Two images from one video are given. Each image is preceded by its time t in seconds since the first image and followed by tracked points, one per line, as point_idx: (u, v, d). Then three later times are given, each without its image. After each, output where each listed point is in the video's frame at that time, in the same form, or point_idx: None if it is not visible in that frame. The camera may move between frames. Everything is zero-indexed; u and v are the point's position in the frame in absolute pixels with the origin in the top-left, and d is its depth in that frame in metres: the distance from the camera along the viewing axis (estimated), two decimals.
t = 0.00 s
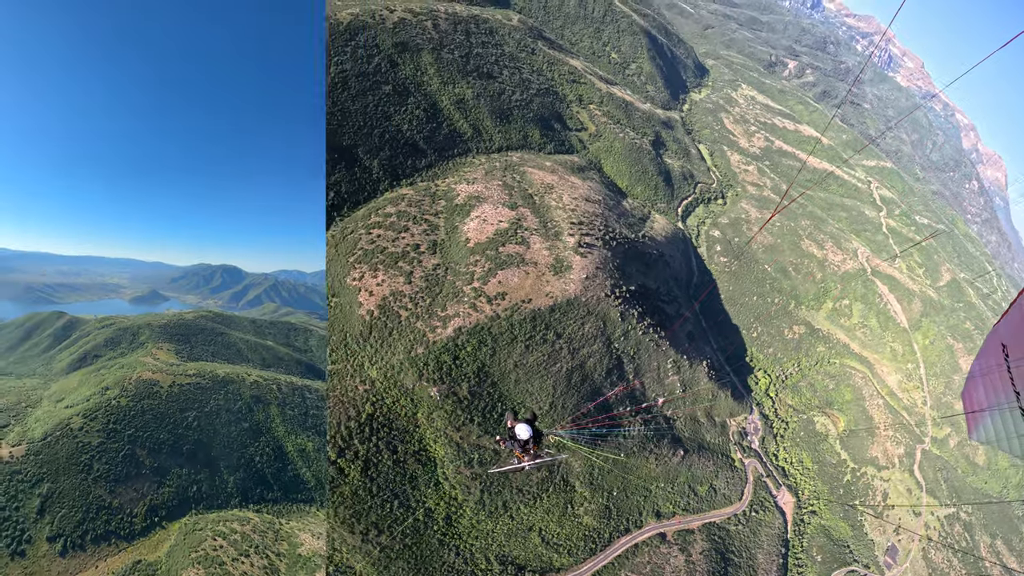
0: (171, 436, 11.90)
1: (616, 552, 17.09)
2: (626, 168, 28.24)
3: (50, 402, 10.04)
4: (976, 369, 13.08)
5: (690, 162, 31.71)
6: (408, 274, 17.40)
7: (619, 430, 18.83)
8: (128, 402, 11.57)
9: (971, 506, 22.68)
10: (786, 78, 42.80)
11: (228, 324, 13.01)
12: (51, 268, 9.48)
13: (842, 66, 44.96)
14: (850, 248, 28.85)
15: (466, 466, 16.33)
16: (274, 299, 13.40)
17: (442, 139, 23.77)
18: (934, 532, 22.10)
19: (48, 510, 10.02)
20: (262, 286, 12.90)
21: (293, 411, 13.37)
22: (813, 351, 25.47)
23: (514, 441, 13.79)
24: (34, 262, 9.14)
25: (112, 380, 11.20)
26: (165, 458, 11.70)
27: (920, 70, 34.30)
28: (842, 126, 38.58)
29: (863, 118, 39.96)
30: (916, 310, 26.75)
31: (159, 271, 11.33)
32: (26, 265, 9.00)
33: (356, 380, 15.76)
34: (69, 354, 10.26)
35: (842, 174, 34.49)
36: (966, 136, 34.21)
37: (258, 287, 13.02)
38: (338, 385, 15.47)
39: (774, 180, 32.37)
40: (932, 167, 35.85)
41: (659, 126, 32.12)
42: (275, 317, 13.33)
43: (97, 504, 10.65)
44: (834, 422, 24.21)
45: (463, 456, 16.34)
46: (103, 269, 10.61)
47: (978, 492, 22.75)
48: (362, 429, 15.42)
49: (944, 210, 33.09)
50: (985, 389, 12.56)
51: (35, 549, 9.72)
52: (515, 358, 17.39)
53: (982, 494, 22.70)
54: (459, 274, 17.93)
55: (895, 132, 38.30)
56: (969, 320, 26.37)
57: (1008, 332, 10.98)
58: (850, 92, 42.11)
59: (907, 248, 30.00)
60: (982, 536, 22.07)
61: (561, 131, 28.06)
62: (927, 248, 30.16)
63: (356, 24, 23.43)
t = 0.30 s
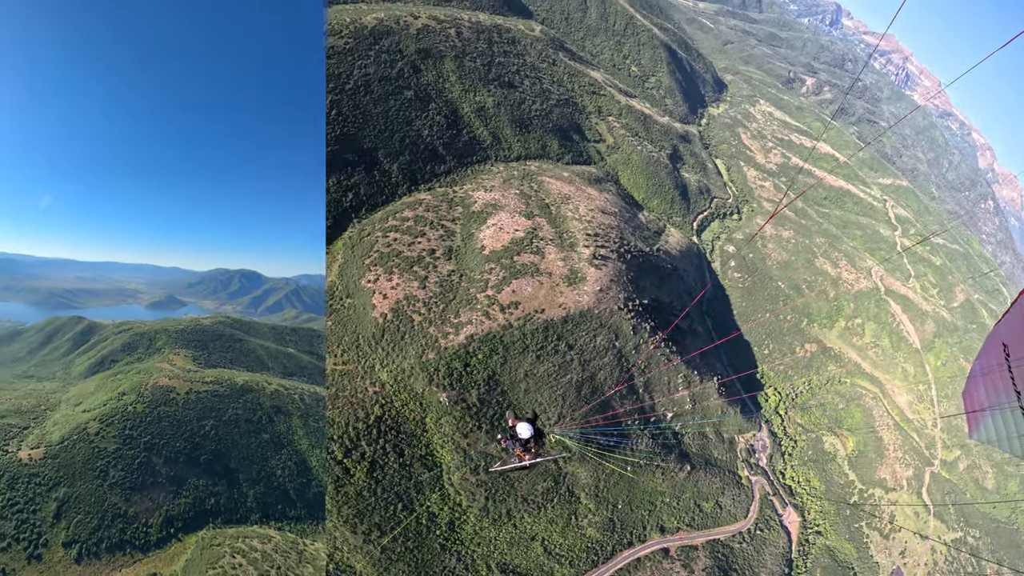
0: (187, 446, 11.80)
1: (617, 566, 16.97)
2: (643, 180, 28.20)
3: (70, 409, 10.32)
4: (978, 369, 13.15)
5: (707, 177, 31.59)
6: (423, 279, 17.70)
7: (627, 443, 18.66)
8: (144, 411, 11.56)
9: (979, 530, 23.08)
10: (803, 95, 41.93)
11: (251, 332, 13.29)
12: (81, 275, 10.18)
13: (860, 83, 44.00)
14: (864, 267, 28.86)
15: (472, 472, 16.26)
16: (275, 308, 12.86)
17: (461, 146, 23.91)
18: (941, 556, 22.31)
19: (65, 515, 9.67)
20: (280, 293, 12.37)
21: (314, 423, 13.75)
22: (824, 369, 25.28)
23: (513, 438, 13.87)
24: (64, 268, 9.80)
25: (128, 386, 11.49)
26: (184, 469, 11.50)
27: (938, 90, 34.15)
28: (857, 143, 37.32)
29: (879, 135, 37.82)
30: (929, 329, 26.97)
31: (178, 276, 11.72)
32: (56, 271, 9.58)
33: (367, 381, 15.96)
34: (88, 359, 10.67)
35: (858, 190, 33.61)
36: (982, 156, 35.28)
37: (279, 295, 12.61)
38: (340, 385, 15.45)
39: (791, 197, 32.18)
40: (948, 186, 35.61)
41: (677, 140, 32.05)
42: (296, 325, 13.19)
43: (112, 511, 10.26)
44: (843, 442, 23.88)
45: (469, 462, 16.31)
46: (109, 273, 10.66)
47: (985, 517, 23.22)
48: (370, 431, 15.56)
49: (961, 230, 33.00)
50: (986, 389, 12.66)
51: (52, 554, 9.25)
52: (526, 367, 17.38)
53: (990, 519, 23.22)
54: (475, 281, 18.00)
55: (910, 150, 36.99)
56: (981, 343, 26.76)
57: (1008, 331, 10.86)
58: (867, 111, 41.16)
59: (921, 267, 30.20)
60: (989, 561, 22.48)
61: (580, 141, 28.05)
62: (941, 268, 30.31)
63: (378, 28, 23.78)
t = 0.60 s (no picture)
0: (204, 454, 12.46)
1: None
2: (656, 194, 28.20)
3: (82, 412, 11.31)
4: (979, 368, 12.95)
5: (721, 193, 31.49)
6: (435, 284, 17.93)
7: (632, 456, 18.30)
8: (160, 417, 12.23)
9: (982, 556, 23.10)
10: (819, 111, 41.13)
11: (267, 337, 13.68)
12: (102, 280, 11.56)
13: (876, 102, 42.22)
14: (875, 287, 28.77)
15: (474, 479, 16.22)
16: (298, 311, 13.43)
17: (478, 153, 24.00)
18: None
19: (79, 520, 10.78)
20: (302, 297, 13.08)
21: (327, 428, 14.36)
22: (832, 389, 25.32)
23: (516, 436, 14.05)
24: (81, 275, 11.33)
25: (144, 391, 12.12)
26: (202, 477, 12.17)
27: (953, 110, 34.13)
28: (872, 163, 37.20)
29: (893, 155, 38.04)
30: (938, 352, 26.80)
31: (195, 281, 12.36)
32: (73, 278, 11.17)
33: (373, 382, 16.11)
34: (104, 364, 11.68)
35: (869, 210, 33.38)
36: (995, 177, 34.19)
37: (299, 300, 13.31)
38: (345, 386, 15.79)
39: (804, 215, 31.75)
40: (962, 207, 34.82)
41: (692, 154, 31.95)
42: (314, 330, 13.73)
43: (126, 519, 11.07)
44: (848, 463, 23.82)
45: (472, 469, 16.25)
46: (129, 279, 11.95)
47: (989, 542, 23.44)
48: (374, 432, 15.60)
49: (973, 251, 32.40)
50: (986, 388, 12.52)
51: (66, 559, 10.44)
52: (534, 377, 17.28)
53: (993, 544, 23.41)
54: (486, 289, 18.06)
55: (924, 170, 37.23)
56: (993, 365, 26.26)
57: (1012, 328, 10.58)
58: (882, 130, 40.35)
59: (932, 288, 29.56)
60: None
61: (595, 152, 28.02)
62: (953, 290, 29.68)
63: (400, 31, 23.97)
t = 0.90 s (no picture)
0: (220, 464, 14.06)
1: None
2: (668, 208, 28.21)
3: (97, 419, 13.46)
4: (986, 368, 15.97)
5: (734, 209, 31.33)
6: (444, 289, 17.91)
7: (632, 471, 18.18)
8: (174, 424, 13.79)
9: None
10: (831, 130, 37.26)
11: (285, 343, 13.59)
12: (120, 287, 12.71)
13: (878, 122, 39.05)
14: (884, 308, 27.16)
15: (474, 486, 16.23)
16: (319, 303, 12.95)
17: (494, 160, 24.11)
18: None
19: (93, 525, 12.94)
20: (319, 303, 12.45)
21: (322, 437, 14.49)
22: (836, 410, 25.03)
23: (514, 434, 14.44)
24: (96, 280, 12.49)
25: (158, 398, 13.76)
26: (211, 488, 13.88)
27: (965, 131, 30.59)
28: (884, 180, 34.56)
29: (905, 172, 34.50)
30: (946, 376, 25.33)
31: (208, 291, 12.53)
32: (88, 283, 12.47)
33: (378, 384, 16.20)
34: (118, 368, 13.46)
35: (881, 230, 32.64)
36: (1008, 200, 30.76)
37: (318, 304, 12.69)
38: (350, 386, 15.81)
39: (815, 233, 32.22)
40: (972, 230, 32.46)
41: (706, 169, 31.81)
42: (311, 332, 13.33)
43: (139, 526, 13.23)
44: (851, 485, 23.69)
45: (473, 476, 16.27)
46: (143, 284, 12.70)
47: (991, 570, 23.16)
48: (377, 434, 15.73)
49: (983, 274, 30.78)
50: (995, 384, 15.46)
51: (78, 564, 12.67)
52: (539, 388, 17.31)
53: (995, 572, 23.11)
54: (495, 296, 18.08)
55: (936, 190, 33.82)
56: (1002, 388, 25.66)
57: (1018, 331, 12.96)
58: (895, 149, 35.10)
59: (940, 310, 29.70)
60: None
61: (610, 164, 28.00)
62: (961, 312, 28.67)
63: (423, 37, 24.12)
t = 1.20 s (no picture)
0: (234, 473, 9.74)
1: None
2: (681, 221, 28.13)
3: (112, 415, 8.59)
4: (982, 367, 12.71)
5: (745, 227, 31.27)
6: (454, 294, 18.08)
7: (632, 485, 17.85)
8: (187, 430, 9.52)
9: None
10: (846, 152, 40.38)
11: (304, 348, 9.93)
12: (134, 288, 8.35)
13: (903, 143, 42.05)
14: (892, 331, 29.00)
15: (472, 492, 16.08)
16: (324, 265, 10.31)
17: (509, 167, 24.15)
18: None
19: (104, 528, 8.34)
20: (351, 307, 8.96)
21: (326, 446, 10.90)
22: (840, 432, 25.03)
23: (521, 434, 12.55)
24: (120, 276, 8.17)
25: (171, 401, 9.34)
26: (235, 495, 9.52)
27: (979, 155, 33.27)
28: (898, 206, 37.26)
29: (919, 198, 38.60)
30: (952, 401, 26.83)
31: (221, 286, 8.79)
32: (104, 281, 8.11)
33: (383, 384, 16.13)
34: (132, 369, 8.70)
35: (892, 251, 33.32)
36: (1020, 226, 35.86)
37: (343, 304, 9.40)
38: (355, 383, 15.79)
39: (825, 254, 31.53)
40: (983, 255, 35.41)
41: (719, 186, 31.72)
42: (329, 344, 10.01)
43: (150, 534, 8.67)
44: (852, 508, 22.79)
45: (472, 482, 16.12)
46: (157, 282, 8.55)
47: None
48: (378, 434, 15.54)
49: (992, 300, 31.98)
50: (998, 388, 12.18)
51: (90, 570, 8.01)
52: (543, 398, 17.21)
53: None
54: (504, 304, 18.18)
55: (949, 216, 37.99)
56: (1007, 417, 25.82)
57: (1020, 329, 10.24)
58: (909, 174, 40.49)
59: (950, 335, 29.59)
60: None
61: (624, 176, 28.03)
62: (970, 338, 29.38)
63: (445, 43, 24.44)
